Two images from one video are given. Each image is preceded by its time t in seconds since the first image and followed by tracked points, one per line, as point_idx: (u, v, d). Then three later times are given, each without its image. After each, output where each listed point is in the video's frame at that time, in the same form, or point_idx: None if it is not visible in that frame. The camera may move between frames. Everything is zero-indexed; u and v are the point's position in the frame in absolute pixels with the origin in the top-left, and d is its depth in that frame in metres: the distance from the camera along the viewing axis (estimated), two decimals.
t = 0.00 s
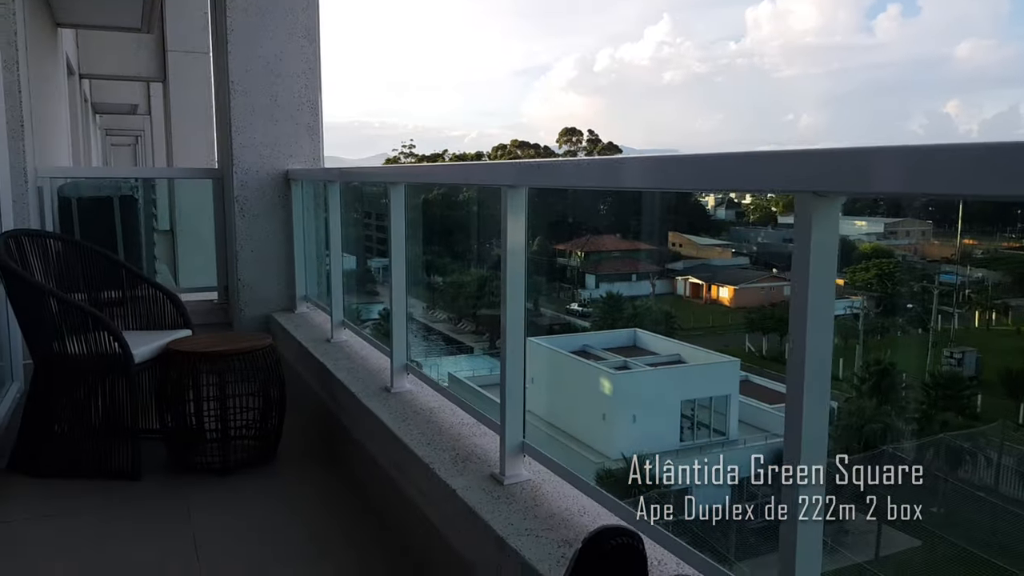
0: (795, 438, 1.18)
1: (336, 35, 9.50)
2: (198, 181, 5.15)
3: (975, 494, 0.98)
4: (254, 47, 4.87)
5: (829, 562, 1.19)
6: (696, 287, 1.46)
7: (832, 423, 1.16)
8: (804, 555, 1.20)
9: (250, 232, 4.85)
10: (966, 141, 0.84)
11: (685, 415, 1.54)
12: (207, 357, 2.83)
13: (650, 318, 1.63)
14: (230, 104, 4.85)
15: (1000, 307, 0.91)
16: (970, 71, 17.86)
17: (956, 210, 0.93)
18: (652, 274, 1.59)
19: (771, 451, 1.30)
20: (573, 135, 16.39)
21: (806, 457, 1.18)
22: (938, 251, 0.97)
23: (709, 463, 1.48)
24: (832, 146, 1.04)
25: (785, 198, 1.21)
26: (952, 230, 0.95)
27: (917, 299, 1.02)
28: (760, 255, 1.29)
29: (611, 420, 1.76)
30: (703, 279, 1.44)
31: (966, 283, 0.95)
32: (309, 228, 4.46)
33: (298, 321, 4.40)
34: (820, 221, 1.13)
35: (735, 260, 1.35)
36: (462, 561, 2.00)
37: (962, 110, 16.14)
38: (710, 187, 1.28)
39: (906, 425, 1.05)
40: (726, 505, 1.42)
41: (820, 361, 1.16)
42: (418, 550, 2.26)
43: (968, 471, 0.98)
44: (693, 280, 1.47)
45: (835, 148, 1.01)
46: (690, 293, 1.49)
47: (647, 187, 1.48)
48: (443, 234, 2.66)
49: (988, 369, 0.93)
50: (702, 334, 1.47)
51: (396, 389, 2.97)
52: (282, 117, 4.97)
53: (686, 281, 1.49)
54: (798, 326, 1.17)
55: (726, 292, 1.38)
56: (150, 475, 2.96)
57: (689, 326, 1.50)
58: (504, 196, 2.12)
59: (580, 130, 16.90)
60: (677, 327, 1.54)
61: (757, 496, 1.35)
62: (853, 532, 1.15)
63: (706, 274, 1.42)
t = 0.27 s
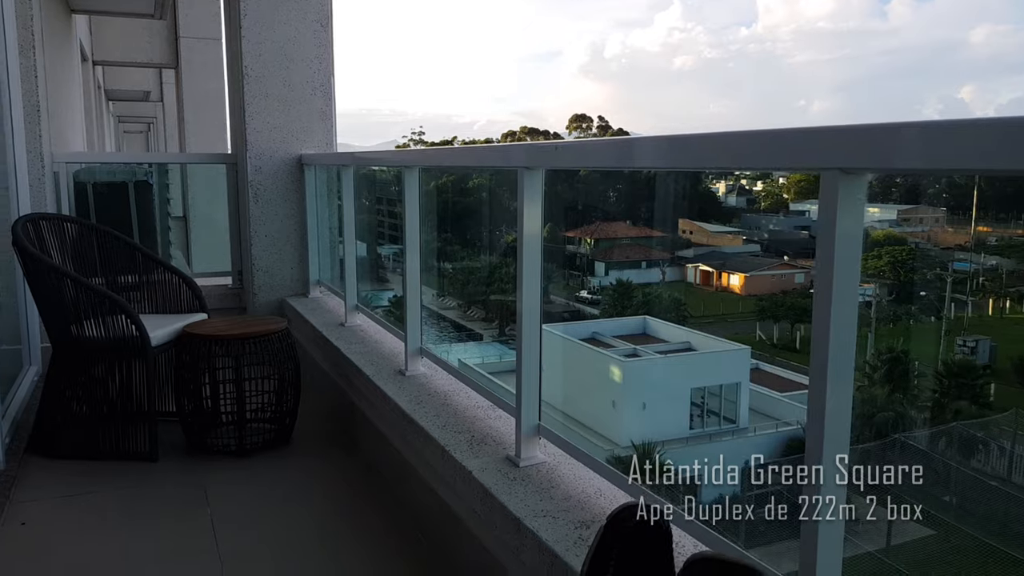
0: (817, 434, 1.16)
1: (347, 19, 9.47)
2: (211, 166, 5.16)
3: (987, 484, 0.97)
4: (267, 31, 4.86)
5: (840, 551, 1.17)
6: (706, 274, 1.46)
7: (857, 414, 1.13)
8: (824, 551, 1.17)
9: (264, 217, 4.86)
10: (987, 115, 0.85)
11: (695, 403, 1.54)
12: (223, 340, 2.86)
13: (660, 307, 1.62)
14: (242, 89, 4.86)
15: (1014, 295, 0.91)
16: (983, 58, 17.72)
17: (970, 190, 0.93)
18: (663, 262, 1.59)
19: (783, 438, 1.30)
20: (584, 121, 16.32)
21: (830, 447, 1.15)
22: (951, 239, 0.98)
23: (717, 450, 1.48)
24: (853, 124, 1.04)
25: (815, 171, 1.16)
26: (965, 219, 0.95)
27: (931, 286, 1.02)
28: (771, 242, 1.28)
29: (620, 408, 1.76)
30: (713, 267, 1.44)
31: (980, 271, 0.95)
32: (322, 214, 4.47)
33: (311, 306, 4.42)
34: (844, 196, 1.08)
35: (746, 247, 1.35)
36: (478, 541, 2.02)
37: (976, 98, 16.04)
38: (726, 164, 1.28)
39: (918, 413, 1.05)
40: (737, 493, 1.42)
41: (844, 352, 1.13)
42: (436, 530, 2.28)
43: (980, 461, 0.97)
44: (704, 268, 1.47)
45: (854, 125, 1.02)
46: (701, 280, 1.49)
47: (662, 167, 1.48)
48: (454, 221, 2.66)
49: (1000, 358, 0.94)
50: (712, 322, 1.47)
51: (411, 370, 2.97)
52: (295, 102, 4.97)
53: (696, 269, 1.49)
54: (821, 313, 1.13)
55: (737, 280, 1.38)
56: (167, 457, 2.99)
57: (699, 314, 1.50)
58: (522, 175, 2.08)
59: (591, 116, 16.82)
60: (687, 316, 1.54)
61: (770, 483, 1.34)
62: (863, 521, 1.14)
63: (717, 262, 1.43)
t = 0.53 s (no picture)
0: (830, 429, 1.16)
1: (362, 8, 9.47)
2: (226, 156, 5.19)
3: (1004, 476, 0.97)
4: (282, 20, 4.86)
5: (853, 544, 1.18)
6: (721, 264, 1.46)
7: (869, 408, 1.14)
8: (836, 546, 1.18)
9: (279, 207, 4.89)
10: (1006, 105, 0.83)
11: (710, 393, 1.53)
12: (238, 328, 2.88)
13: (676, 298, 1.62)
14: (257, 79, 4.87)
15: None
16: (1007, 44, 15.56)
17: (989, 180, 0.92)
18: (677, 252, 1.59)
19: (796, 430, 1.31)
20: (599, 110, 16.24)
21: (841, 444, 1.15)
22: (970, 230, 0.97)
23: (732, 441, 1.47)
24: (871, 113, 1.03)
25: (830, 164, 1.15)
26: (985, 209, 0.94)
27: (949, 278, 1.01)
28: (786, 232, 1.28)
29: (633, 398, 1.77)
30: (728, 256, 1.43)
31: (1000, 262, 0.94)
32: (336, 203, 4.48)
33: (326, 295, 4.45)
34: (859, 186, 1.08)
35: (761, 237, 1.34)
36: (489, 529, 2.03)
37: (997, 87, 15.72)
38: (741, 154, 1.28)
39: (935, 405, 1.05)
40: (751, 484, 1.42)
41: (855, 346, 1.13)
42: (450, 518, 2.30)
43: (998, 454, 0.97)
44: (718, 258, 1.46)
45: (872, 116, 1.01)
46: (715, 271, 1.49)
47: (675, 155, 1.48)
48: (468, 209, 2.66)
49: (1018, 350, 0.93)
50: (726, 312, 1.46)
51: (423, 361, 2.99)
52: (309, 91, 4.98)
53: (710, 259, 1.49)
54: (834, 308, 1.13)
55: (752, 270, 1.38)
56: (184, 444, 3.02)
57: (714, 304, 1.50)
58: (534, 166, 2.08)
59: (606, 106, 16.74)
60: (701, 306, 1.54)
61: (782, 476, 1.34)
62: (878, 515, 1.14)
63: (733, 252, 1.42)
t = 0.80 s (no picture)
0: (838, 415, 1.17)
1: None
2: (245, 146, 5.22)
3: None
4: (299, 10, 4.88)
5: (872, 539, 1.18)
6: (739, 258, 1.46)
7: (876, 396, 1.15)
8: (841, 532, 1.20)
9: (296, 196, 4.92)
10: None
11: (727, 386, 1.54)
12: (256, 315, 2.91)
13: (692, 290, 1.63)
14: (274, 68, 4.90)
15: None
16: None
17: (1013, 172, 0.91)
18: (695, 245, 1.59)
19: (813, 424, 1.29)
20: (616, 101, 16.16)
21: (846, 427, 1.17)
22: (992, 222, 0.95)
23: (748, 434, 1.48)
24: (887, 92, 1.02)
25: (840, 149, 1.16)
26: (1009, 202, 0.93)
27: (971, 270, 0.99)
28: (807, 225, 1.27)
29: (650, 390, 1.77)
30: (746, 249, 1.43)
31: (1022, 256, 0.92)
32: (352, 192, 4.50)
33: (342, 284, 4.47)
34: (867, 167, 1.09)
35: (780, 230, 1.34)
36: (501, 513, 2.05)
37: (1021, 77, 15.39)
38: (757, 139, 1.27)
39: (956, 399, 1.04)
40: (767, 477, 1.41)
41: (862, 334, 1.15)
42: (462, 502, 2.32)
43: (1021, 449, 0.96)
44: (737, 251, 1.47)
45: (889, 94, 1.00)
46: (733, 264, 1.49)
47: (692, 139, 1.47)
48: (483, 202, 2.68)
49: None
50: (745, 305, 1.46)
51: (436, 346, 3.01)
52: (326, 81, 5.00)
53: (729, 253, 1.49)
54: (841, 294, 1.15)
55: (771, 264, 1.37)
56: (202, 429, 3.06)
57: (732, 296, 1.50)
58: (546, 153, 2.10)
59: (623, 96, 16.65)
60: (720, 299, 1.54)
61: (799, 470, 1.33)
62: (898, 511, 1.13)
63: (751, 244, 1.42)
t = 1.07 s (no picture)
0: (847, 409, 1.18)
1: None
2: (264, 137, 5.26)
3: None
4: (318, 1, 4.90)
5: (891, 534, 1.18)
6: (759, 252, 1.45)
7: (889, 391, 1.15)
8: (852, 522, 1.21)
9: (314, 187, 4.95)
10: None
11: (746, 380, 1.53)
12: (273, 305, 2.93)
13: (710, 284, 1.62)
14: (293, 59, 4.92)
15: None
16: None
17: None
18: (714, 239, 1.58)
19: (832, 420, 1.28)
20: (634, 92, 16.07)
21: (856, 417, 1.18)
22: (1017, 216, 0.94)
23: (767, 429, 1.47)
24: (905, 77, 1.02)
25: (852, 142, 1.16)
26: None
27: (993, 266, 0.98)
28: (828, 219, 1.25)
29: (667, 384, 1.77)
30: (766, 243, 1.42)
31: None
32: (369, 183, 4.52)
33: (359, 274, 4.50)
34: (879, 153, 1.10)
35: (800, 224, 1.33)
36: (514, 500, 2.05)
37: None
38: (774, 125, 1.27)
39: (977, 395, 1.02)
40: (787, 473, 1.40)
41: (873, 326, 1.15)
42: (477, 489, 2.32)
43: None
44: (756, 245, 1.46)
45: (907, 79, 0.99)
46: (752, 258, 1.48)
47: (709, 127, 1.46)
48: (500, 194, 2.68)
49: None
50: (765, 300, 1.45)
51: (451, 336, 3.02)
52: (344, 72, 5.02)
53: (748, 246, 1.48)
54: (850, 289, 1.16)
55: (791, 258, 1.36)
56: (220, 416, 3.09)
57: (752, 291, 1.49)
58: (560, 141, 2.13)
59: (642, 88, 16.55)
60: (738, 293, 1.54)
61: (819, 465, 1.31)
62: (919, 506, 1.13)
63: (772, 239, 1.41)
